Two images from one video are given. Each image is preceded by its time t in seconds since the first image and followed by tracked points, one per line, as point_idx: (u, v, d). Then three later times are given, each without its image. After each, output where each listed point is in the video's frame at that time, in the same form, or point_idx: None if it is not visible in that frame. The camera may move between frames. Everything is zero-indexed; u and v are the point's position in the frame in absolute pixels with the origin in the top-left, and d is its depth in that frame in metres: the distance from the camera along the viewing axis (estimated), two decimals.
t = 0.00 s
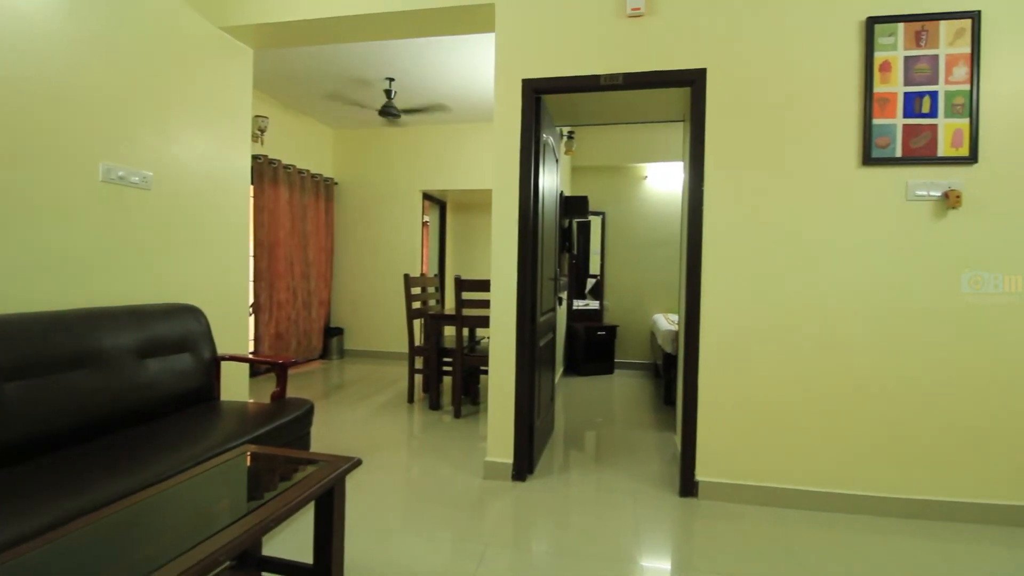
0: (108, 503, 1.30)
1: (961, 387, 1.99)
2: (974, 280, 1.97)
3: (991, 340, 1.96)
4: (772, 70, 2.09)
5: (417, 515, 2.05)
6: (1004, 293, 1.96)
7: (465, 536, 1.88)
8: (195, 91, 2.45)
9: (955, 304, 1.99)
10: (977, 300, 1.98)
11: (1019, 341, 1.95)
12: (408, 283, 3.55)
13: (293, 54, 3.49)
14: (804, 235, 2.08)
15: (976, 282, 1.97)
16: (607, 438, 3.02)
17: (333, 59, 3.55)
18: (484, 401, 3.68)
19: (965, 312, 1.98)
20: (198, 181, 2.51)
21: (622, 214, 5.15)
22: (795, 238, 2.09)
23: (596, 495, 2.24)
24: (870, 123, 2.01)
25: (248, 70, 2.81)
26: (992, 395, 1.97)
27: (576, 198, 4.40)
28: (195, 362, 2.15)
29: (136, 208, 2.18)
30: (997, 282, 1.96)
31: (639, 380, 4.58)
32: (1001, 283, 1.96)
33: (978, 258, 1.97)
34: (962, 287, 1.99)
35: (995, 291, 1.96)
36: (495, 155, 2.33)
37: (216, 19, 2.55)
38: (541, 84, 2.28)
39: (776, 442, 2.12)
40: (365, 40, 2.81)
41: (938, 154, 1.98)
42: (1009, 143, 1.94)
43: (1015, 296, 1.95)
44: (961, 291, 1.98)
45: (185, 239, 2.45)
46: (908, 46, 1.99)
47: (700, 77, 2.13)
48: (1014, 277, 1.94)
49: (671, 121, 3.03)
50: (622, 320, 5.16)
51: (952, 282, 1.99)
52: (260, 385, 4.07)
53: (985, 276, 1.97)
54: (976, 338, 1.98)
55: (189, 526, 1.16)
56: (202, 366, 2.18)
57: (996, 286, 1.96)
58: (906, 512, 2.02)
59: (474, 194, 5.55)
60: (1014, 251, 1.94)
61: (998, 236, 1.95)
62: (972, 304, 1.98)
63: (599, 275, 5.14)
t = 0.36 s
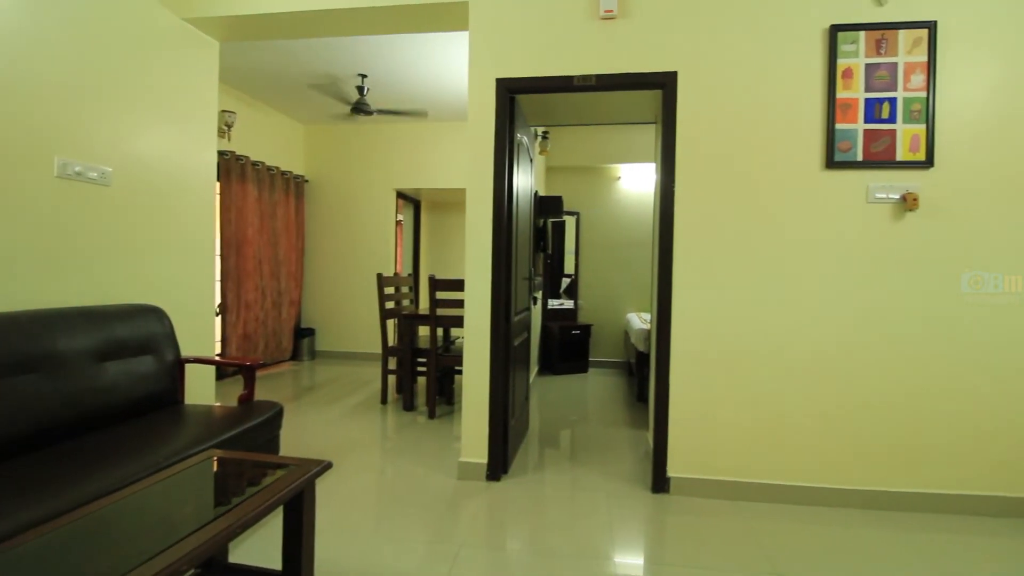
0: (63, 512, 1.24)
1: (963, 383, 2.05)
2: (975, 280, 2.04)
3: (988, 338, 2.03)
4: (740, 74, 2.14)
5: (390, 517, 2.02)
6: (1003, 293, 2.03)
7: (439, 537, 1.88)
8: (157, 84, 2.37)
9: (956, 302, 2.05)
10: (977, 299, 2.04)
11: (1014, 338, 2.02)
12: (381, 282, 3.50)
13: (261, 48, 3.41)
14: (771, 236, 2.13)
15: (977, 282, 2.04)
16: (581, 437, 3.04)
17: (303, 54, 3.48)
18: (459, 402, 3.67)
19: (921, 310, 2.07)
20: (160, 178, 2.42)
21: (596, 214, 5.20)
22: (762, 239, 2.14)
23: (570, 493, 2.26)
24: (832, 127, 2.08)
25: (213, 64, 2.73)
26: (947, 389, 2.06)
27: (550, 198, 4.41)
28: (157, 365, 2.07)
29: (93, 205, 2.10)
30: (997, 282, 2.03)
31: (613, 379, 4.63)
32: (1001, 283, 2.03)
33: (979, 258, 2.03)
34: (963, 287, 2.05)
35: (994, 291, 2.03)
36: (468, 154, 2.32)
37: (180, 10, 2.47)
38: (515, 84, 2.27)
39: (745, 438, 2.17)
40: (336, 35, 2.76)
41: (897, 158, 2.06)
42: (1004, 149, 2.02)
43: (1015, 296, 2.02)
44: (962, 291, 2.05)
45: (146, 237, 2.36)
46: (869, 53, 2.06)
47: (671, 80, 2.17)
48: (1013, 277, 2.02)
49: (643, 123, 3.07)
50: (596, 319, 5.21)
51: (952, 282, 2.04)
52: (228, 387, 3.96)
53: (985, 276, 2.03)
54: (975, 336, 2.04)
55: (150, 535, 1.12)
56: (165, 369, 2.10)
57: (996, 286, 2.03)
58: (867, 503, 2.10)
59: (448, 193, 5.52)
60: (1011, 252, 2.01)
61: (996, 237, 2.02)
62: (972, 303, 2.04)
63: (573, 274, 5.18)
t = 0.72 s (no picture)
0: (17, 523, 1.19)
1: (964, 379, 2.12)
2: (975, 280, 2.11)
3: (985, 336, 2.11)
4: (712, 77, 2.18)
5: (365, 520, 2.00)
6: (1003, 293, 2.10)
7: (415, 539, 1.86)
8: (119, 76, 2.28)
9: (956, 301, 2.12)
10: (977, 298, 2.11)
11: (1013, 336, 2.10)
12: (355, 282, 3.45)
13: (230, 41, 3.31)
14: (743, 236, 2.18)
15: (977, 282, 2.10)
16: (557, 436, 3.06)
17: (274, 48, 3.40)
18: (434, 402, 3.64)
19: (886, 309, 2.14)
20: (122, 173, 2.33)
21: (572, 214, 5.23)
22: (734, 239, 2.18)
23: (546, 492, 2.26)
24: (801, 131, 2.14)
25: (180, 56, 2.64)
26: (909, 385, 2.13)
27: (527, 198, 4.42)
28: (120, 368, 2.00)
29: (51, 201, 2.01)
30: (997, 282, 2.10)
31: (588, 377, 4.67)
32: (1000, 283, 2.10)
33: (978, 259, 2.10)
34: (963, 286, 2.11)
35: (994, 290, 2.11)
36: (444, 153, 2.31)
37: None
38: (490, 84, 2.27)
39: (718, 435, 2.21)
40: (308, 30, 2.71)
41: (861, 161, 2.12)
42: (1004, 153, 2.09)
43: (1014, 295, 2.09)
44: (962, 291, 2.11)
45: (108, 235, 2.27)
46: (835, 60, 2.12)
47: (645, 82, 2.19)
48: (1013, 277, 2.09)
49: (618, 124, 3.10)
50: (572, 318, 5.24)
51: (952, 282, 2.11)
52: (195, 390, 3.84)
53: (985, 276, 2.10)
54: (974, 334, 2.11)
55: (112, 543, 1.08)
56: (128, 372, 2.03)
57: (996, 286, 2.10)
58: (834, 496, 2.16)
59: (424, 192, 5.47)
60: (1011, 253, 2.09)
61: (995, 239, 2.09)
62: (973, 302, 2.11)
63: (550, 274, 5.20)
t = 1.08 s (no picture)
0: None
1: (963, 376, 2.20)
2: (975, 280, 2.19)
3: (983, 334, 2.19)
4: (684, 80, 2.22)
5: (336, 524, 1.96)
6: (1002, 292, 2.19)
7: (389, 541, 1.83)
8: (76, 66, 2.19)
9: (956, 301, 2.19)
10: (977, 298, 2.19)
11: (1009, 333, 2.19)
12: (328, 281, 3.39)
13: (196, 32, 3.21)
14: (715, 236, 2.22)
15: (976, 282, 2.20)
16: (533, 435, 3.06)
17: (243, 41, 3.31)
18: (409, 403, 3.61)
19: (850, 307, 2.21)
20: (80, 168, 2.23)
21: (547, 214, 5.25)
22: (705, 239, 2.23)
23: (522, 491, 2.27)
24: (769, 133, 2.19)
25: (142, 47, 2.55)
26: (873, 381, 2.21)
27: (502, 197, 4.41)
28: (78, 371, 1.91)
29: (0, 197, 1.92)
30: (997, 283, 2.19)
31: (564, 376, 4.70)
32: (1000, 283, 2.19)
33: (979, 260, 2.18)
34: (964, 287, 2.19)
35: (994, 290, 2.19)
36: (418, 150, 2.28)
37: None
38: (466, 82, 2.25)
39: (690, 431, 2.25)
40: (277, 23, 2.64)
41: (826, 164, 2.19)
42: (1003, 158, 2.17)
43: (1013, 295, 2.18)
44: (962, 291, 2.19)
45: (64, 232, 2.17)
46: (802, 65, 2.18)
47: (618, 83, 2.22)
48: (1014, 278, 2.18)
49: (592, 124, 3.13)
50: (548, 318, 5.26)
51: (954, 282, 2.18)
52: (158, 393, 3.71)
53: (985, 277, 2.19)
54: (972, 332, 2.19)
55: (67, 553, 1.03)
56: (87, 375, 1.94)
57: (996, 287, 2.19)
58: (801, 489, 2.23)
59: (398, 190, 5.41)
60: (1009, 254, 2.18)
61: (994, 240, 2.18)
62: (973, 302, 2.19)
63: (525, 273, 5.21)
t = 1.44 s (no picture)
0: None
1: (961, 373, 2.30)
2: (975, 280, 2.29)
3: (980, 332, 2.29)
4: (656, 83, 2.25)
5: (308, 529, 1.92)
6: (1002, 293, 2.25)
7: (362, 545, 1.81)
8: (30, 55, 2.08)
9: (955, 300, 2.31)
10: (977, 298, 2.29)
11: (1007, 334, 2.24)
12: (298, 281, 3.32)
13: (159, 23, 3.09)
14: (687, 237, 2.26)
15: (976, 282, 2.29)
16: (508, 434, 3.06)
17: (209, 33, 3.21)
18: (382, 404, 3.56)
19: (815, 305, 2.28)
20: (33, 162, 2.13)
21: (522, 214, 5.26)
22: (677, 240, 2.26)
23: (497, 490, 2.27)
24: (738, 136, 2.24)
25: (100, 37, 2.44)
26: (837, 377, 2.29)
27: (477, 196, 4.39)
28: (32, 376, 1.82)
29: None
30: (996, 282, 2.26)
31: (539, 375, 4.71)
32: (1001, 283, 2.25)
33: (979, 260, 2.29)
34: (963, 286, 2.29)
35: (993, 290, 2.27)
36: (391, 148, 2.25)
37: None
38: (440, 80, 2.24)
39: (663, 428, 2.29)
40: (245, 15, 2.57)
41: (792, 167, 2.25)
42: (999, 163, 2.26)
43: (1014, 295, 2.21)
44: (962, 291, 2.30)
45: (15, 229, 2.07)
46: (769, 70, 2.24)
47: (592, 85, 2.23)
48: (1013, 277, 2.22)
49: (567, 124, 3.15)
50: (523, 317, 5.27)
51: (953, 282, 2.28)
52: (118, 397, 3.57)
53: (985, 277, 2.28)
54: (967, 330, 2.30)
55: (20, 566, 0.98)
56: (41, 380, 1.85)
57: (995, 286, 2.26)
58: (769, 483, 2.29)
59: (371, 189, 5.34)
60: (1009, 255, 2.23)
61: (995, 242, 2.25)
62: (972, 302, 2.29)
63: (501, 273, 5.20)
